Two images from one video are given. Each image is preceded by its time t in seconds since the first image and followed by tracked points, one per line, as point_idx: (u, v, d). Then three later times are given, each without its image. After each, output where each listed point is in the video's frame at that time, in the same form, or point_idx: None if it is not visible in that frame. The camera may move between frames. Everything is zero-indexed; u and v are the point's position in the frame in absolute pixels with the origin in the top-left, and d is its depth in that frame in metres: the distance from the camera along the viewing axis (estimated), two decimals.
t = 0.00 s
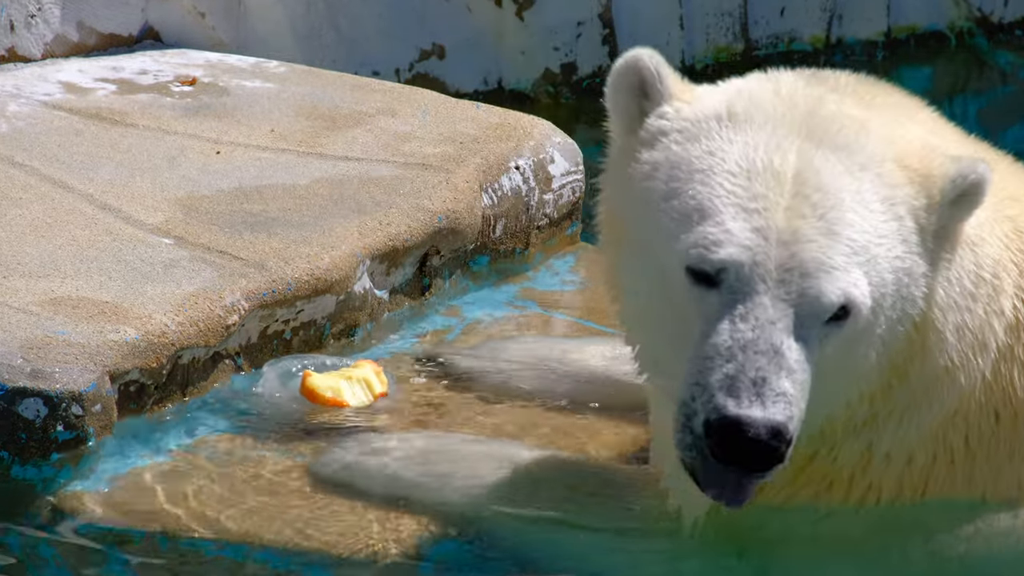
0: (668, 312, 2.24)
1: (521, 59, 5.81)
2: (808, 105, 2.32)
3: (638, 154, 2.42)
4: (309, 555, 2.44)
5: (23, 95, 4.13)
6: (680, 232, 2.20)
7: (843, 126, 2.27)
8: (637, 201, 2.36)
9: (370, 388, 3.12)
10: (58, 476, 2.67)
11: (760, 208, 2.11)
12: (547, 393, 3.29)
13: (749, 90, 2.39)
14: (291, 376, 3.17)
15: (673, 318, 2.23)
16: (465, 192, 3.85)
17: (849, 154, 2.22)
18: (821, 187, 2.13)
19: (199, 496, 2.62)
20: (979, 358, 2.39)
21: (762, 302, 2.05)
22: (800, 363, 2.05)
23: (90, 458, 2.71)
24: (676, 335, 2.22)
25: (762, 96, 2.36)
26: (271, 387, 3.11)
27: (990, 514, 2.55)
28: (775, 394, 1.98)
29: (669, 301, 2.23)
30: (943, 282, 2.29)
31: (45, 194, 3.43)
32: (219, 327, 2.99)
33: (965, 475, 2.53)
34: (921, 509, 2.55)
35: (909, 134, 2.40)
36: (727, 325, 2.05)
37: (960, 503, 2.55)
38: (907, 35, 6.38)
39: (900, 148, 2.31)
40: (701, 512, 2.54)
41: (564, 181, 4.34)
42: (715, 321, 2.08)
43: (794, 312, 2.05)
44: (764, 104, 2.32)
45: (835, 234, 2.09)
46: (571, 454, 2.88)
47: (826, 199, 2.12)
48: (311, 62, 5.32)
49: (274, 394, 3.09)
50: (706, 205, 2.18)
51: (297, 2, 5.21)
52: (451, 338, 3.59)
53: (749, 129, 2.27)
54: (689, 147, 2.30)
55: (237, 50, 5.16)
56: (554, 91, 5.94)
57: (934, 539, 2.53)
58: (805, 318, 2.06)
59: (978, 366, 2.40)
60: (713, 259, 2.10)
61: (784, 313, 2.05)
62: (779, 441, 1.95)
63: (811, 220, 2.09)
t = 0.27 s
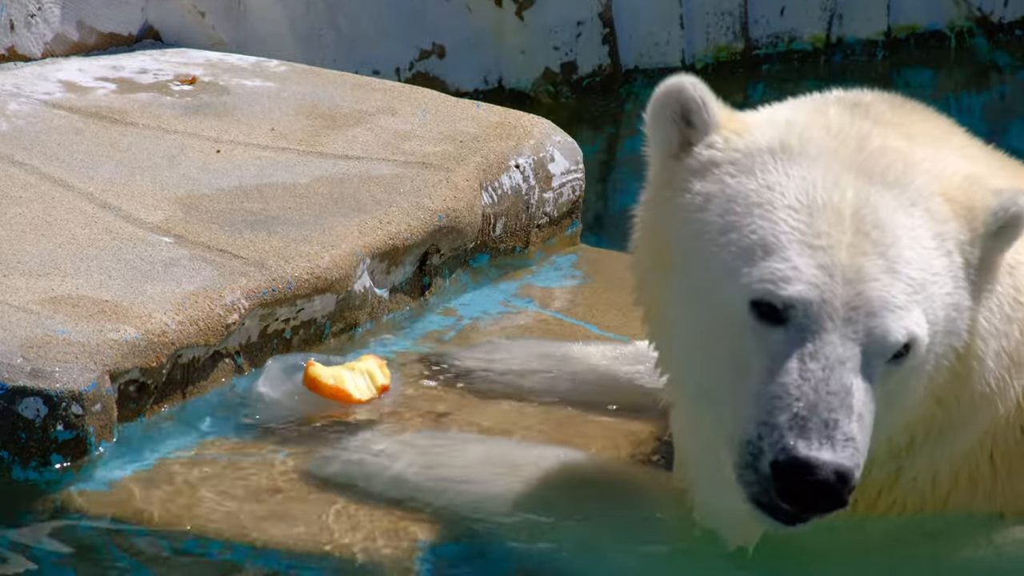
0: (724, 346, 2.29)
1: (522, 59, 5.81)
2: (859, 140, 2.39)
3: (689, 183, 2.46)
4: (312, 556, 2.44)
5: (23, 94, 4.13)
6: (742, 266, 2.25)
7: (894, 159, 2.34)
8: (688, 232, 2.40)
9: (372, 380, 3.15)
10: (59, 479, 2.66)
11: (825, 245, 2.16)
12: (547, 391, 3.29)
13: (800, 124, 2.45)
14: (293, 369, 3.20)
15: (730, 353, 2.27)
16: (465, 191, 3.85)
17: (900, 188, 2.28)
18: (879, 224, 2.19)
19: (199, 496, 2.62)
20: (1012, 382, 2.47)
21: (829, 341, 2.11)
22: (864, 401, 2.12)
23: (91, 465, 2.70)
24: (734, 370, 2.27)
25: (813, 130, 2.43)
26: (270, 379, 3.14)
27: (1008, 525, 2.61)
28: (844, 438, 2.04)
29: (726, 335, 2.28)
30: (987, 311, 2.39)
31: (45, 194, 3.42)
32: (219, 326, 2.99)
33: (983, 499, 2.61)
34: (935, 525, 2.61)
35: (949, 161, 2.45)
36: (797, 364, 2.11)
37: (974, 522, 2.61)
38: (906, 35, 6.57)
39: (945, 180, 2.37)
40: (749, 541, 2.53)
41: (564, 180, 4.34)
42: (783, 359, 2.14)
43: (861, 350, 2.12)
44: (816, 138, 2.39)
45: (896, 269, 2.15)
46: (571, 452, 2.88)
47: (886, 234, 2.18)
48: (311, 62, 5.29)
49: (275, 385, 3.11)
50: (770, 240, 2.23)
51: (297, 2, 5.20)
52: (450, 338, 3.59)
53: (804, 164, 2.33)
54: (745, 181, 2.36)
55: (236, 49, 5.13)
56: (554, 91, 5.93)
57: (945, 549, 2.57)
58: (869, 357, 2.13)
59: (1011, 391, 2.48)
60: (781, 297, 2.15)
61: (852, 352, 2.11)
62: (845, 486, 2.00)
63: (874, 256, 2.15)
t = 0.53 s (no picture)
0: (788, 348, 2.24)
1: (522, 59, 5.82)
2: (911, 142, 2.38)
3: (743, 186, 2.43)
4: (312, 554, 2.42)
5: (22, 94, 4.13)
6: (806, 266, 2.21)
7: (945, 163, 2.34)
8: (739, 235, 2.36)
9: (367, 374, 3.15)
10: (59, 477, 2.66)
11: (891, 243, 2.14)
12: (547, 392, 3.29)
13: (853, 126, 2.44)
14: (289, 367, 3.16)
15: (793, 355, 2.23)
16: (465, 191, 3.85)
17: (955, 192, 2.28)
18: (941, 224, 2.18)
19: (198, 497, 2.61)
20: None
21: (898, 336, 2.07)
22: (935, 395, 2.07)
23: (91, 463, 2.70)
24: (799, 370, 2.22)
25: (866, 133, 2.41)
26: (265, 380, 3.09)
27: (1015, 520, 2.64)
28: (924, 427, 1.97)
29: (790, 337, 2.23)
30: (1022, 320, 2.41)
31: (45, 194, 3.42)
32: (219, 327, 3.00)
33: (995, 500, 2.65)
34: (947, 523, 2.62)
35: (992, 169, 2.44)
36: (868, 358, 2.06)
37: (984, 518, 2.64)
38: (906, 35, 6.74)
39: (992, 185, 2.37)
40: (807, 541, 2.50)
41: (564, 180, 4.35)
42: (851, 355, 2.10)
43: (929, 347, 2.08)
44: (870, 139, 2.38)
45: (958, 269, 2.13)
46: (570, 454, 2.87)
47: (948, 235, 2.17)
48: (310, 63, 5.29)
49: (270, 385, 3.08)
50: (835, 238, 2.19)
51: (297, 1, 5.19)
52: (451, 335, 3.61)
53: (862, 165, 2.31)
54: (803, 181, 2.34)
55: (236, 50, 5.12)
56: (554, 91, 5.94)
57: (963, 547, 2.56)
58: (937, 351, 2.10)
59: None
60: (847, 295, 2.12)
61: (921, 346, 2.07)
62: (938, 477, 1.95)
63: (939, 256, 2.13)
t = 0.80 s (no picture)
0: (802, 323, 2.29)
1: (522, 59, 5.83)
2: (936, 131, 2.42)
3: (764, 170, 2.48)
4: (311, 549, 2.41)
5: (22, 94, 4.13)
6: (822, 238, 2.27)
7: (974, 153, 2.36)
8: (756, 215, 2.42)
9: (357, 383, 3.10)
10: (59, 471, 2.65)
11: (909, 215, 2.19)
12: (548, 392, 3.29)
13: (877, 113, 2.48)
14: (278, 377, 3.12)
15: (806, 326, 2.28)
16: (465, 192, 3.85)
17: (982, 181, 2.31)
18: (963, 205, 2.22)
19: (197, 493, 2.61)
20: None
21: (912, 301, 2.11)
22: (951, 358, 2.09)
23: (92, 458, 2.70)
24: (813, 342, 2.26)
25: (892, 120, 2.44)
26: (256, 391, 3.06)
27: None
28: (934, 384, 2.00)
29: (804, 308, 2.28)
30: None
31: (45, 194, 3.42)
32: (219, 327, 3.00)
33: (1005, 501, 2.64)
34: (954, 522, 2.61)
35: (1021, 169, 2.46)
36: (881, 321, 2.11)
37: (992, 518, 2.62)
38: (906, 35, 6.75)
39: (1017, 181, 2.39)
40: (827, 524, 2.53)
41: (564, 180, 4.35)
42: (865, 319, 2.14)
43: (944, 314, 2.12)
44: (897, 128, 2.40)
45: (976, 244, 2.18)
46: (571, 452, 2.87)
47: (969, 214, 2.21)
48: (310, 63, 5.28)
49: (262, 397, 3.04)
50: (854, 210, 2.25)
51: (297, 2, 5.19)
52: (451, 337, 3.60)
53: (886, 147, 2.35)
54: (825, 162, 2.38)
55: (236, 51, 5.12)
56: (554, 91, 5.94)
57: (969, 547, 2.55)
58: (953, 315, 2.14)
59: None
60: (862, 261, 2.18)
61: (935, 311, 2.11)
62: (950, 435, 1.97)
63: (957, 230, 2.17)
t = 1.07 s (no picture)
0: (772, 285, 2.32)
1: (522, 58, 5.83)
2: (916, 97, 2.46)
3: (742, 146, 2.54)
4: (311, 548, 2.41)
5: (22, 94, 4.13)
6: (785, 197, 2.31)
7: (951, 119, 2.41)
8: (733, 189, 2.47)
9: (360, 390, 3.09)
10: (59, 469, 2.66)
11: (869, 167, 2.22)
12: (547, 392, 3.29)
13: (848, 84, 2.53)
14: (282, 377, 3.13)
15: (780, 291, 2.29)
16: (465, 192, 3.85)
17: (961, 141, 2.35)
18: (927, 155, 2.25)
19: (197, 491, 2.61)
20: None
21: (869, 246, 2.13)
22: (914, 297, 2.09)
23: (91, 454, 2.70)
24: (782, 302, 2.29)
25: (872, 89, 2.49)
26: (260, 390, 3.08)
27: None
28: (891, 319, 2.01)
29: (773, 270, 2.31)
30: None
31: (45, 194, 3.42)
32: (219, 327, 3.00)
33: (1008, 500, 2.64)
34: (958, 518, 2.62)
35: (1013, 143, 2.49)
36: (837, 268, 2.12)
37: (997, 515, 2.63)
38: (906, 34, 6.72)
39: (1002, 150, 2.42)
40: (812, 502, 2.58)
41: (564, 180, 4.35)
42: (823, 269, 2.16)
43: (906, 259, 2.13)
44: (871, 93, 2.46)
45: (941, 190, 2.20)
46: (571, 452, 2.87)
47: (939, 164, 2.24)
48: (310, 62, 5.29)
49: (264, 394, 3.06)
50: (813, 168, 2.29)
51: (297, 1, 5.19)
52: (451, 338, 3.60)
53: (856, 111, 2.39)
54: (794, 130, 2.43)
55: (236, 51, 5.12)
56: (554, 90, 5.94)
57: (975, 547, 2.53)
58: (915, 261, 2.14)
59: None
60: (817, 214, 2.20)
61: (894, 254, 2.12)
62: (905, 364, 1.97)
63: (921, 177, 2.20)
